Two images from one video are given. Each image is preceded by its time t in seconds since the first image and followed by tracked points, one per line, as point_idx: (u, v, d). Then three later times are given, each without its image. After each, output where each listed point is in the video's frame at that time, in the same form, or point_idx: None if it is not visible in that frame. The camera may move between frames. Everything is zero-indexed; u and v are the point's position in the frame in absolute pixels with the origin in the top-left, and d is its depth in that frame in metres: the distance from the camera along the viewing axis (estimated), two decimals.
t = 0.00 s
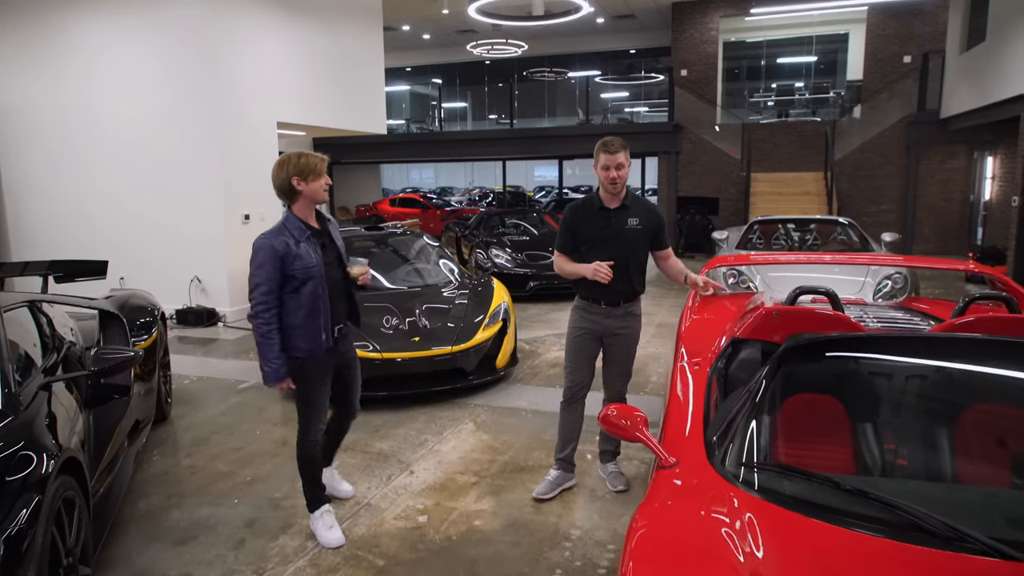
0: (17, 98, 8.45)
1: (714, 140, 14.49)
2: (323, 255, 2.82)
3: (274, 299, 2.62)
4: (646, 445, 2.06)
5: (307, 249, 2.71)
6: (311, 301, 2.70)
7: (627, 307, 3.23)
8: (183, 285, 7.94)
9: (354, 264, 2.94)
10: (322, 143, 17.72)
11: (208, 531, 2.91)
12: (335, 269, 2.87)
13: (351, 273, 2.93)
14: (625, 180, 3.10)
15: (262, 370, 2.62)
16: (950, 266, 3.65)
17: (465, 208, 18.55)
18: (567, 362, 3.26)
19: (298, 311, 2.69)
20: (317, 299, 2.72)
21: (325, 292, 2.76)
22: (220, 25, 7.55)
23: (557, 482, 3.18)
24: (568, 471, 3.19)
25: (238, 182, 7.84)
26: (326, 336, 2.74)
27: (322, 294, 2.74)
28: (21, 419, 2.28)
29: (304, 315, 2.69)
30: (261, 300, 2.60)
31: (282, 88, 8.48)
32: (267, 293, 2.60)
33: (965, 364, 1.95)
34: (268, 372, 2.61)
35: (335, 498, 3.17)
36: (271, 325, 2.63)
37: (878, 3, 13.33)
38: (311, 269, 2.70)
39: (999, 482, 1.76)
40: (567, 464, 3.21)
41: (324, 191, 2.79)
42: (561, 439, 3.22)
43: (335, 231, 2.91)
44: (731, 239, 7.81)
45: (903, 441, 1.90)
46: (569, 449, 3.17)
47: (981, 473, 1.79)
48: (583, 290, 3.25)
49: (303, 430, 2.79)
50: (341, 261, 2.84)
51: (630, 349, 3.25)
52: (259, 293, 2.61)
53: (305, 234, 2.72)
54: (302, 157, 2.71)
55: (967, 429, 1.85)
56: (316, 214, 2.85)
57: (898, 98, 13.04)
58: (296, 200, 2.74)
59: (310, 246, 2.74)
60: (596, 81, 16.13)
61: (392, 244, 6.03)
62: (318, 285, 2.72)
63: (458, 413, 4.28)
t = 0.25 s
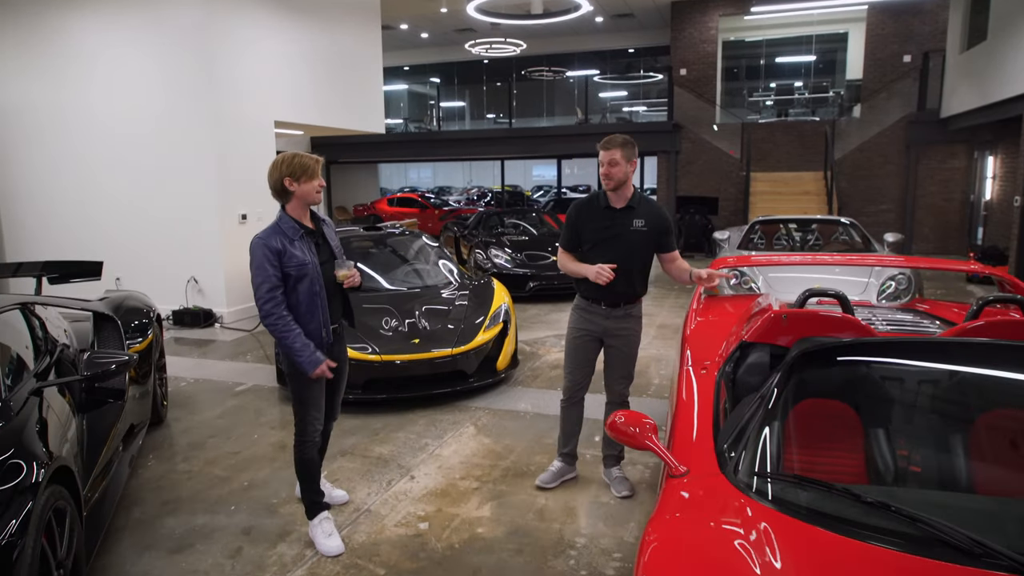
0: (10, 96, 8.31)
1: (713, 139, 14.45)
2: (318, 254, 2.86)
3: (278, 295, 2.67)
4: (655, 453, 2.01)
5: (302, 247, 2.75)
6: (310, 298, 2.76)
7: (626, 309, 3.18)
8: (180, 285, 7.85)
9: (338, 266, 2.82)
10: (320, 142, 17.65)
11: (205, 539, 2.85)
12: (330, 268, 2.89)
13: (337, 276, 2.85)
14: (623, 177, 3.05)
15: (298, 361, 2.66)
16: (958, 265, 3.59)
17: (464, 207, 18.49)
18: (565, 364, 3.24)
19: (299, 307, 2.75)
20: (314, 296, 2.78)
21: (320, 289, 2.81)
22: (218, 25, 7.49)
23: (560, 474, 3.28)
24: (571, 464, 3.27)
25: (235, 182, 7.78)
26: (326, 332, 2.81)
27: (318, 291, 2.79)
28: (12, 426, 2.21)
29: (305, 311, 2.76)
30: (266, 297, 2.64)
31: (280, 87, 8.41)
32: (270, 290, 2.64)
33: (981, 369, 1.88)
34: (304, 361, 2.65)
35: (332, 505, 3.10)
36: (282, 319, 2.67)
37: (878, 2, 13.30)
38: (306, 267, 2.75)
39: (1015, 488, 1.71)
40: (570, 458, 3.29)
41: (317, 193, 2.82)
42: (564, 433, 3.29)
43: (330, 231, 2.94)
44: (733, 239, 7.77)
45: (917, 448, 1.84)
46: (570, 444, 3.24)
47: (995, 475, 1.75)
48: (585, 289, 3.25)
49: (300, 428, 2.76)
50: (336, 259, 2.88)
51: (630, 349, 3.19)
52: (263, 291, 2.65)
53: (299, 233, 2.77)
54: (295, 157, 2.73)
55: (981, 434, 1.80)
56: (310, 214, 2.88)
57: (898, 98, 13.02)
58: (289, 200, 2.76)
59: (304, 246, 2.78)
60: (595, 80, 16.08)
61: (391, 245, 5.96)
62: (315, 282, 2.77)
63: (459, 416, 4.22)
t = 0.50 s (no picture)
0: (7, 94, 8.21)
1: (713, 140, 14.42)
2: (318, 255, 2.85)
3: (278, 293, 2.66)
4: (673, 462, 1.94)
5: (303, 248, 2.75)
6: (308, 297, 2.76)
7: (628, 313, 3.23)
8: (179, 287, 7.78)
9: (335, 271, 2.84)
10: (319, 143, 17.58)
11: (205, 548, 2.78)
12: (328, 270, 2.89)
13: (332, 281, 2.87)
14: (619, 175, 3.10)
15: (295, 357, 2.65)
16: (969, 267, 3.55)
17: (463, 208, 18.43)
18: (570, 365, 3.37)
19: (298, 306, 2.75)
20: (312, 296, 2.78)
21: (318, 289, 2.81)
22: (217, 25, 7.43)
23: (573, 457, 3.46)
24: (584, 448, 3.45)
25: (235, 183, 7.72)
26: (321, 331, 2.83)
27: (316, 291, 2.79)
28: (6, 433, 2.15)
29: (303, 310, 2.76)
30: (267, 295, 2.63)
31: (280, 87, 8.34)
32: (271, 288, 2.63)
33: (1003, 372, 1.79)
34: (301, 357, 2.64)
35: (336, 512, 3.04)
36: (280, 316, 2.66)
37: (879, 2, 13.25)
38: (306, 267, 2.74)
39: None
40: (583, 443, 3.47)
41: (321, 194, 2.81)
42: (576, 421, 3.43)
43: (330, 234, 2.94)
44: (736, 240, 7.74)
45: (936, 455, 1.79)
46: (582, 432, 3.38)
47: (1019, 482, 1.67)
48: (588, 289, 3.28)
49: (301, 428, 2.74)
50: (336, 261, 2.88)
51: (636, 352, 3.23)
52: (263, 289, 2.63)
53: (301, 234, 2.77)
54: (298, 159, 2.73)
55: (1002, 439, 1.73)
56: (312, 216, 2.88)
57: (899, 98, 13.02)
58: (293, 201, 2.77)
59: (305, 246, 2.78)
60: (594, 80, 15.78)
61: (392, 246, 5.90)
62: (314, 282, 2.77)
63: (463, 420, 4.16)
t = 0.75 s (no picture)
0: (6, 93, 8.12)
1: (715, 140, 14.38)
2: (323, 254, 2.81)
3: (274, 292, 2.64)
4: (697, 472, 1.88)
5: (307, 246, 2.72)
6: (307, 297, 2.72)
7: (629, 313, 3.15)
8: (178, 287, 7.71)
9: (340, 269, 2.80)
10: (318, 142, 17.50)
11: (210, 558, 2.72)
12: (333, 270, 2.85)
13: (337, 279, 2.83)
14: (616, 174, 3.07)
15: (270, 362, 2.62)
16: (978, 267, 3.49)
17: (463, 208, 18.37)
18: (579, 366, 3.31)
19: (296, 305, 2.71)
20: (313, 296, 2.74)
21: (320, 287, 2.76)
22: (217, 23, 7.36)
23: (588, 462, 3.41)
24: (599, 453, 3.41)
25: (236, 182, 7.64)
26: (320, 331, 2.76)
27: (317, 290, 2.75)
28: (6, 441, 2.07)
29: (301, 310, 2.71)
30: (262, 293, 2.61)
31: (281, 86, 8.27)
32: (267, 286, 2.61)
33: None
34: (275, 364, 2.61)
35: (343, 521, 2.98)
36: (271, 317, 2.64)
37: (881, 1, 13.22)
38: (308, 265, 2.71)
39: None
40: (599, 447, 3.43)
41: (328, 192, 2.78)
42: (589, 424, 3.40)
43: (335, 233, 2.90)
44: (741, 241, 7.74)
45: (963, 463, 1.73)
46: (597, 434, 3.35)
47: None
48: (590, 291, 3.25)
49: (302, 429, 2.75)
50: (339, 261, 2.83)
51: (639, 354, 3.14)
52: (260, 287, 2.62)
53: (306, 231, 2.73)
54: (305, 157, 2.72)
55: None
56: (318, 215, 2.85)
57: (901, 97, 13.12)
58: (300, 199, 2.74)
59: (310, 244, 2.75)
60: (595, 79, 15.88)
61: (395, 246, 5.83)
62: (314, 282, 2.73)
63: (470, 424, 4.09)
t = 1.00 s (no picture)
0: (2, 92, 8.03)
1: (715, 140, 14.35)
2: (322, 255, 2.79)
3: (276, 293, 2.62)
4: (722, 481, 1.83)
5: (306, 246, 2.70)
6: (308, 299, 2.69)
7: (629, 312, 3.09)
8: (176, 288, 7.62)
9: (341, 269, 2.79)
10: (316, 142, 17.42)
11: (215, 568, 2.65)
12: (333, 270, 2.82)
13: (337, 280, 2.82)
14: (611, 176, 3.04)
15: (276, 365, 2.62)
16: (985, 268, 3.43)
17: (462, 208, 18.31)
18: (586, 367, 3.25)
19: (297, 307, 2.68)
20: (313, 297, 2.71)
21: (320, 288, 2.74)
22: (216, 21, 7.28)
23: (600, 468, 3.35)
24: (611, 458, 3.35)
25: (235, 182, 7.56)
26: (322, 332, 2.74)
27: (318, 291, 2.72)
28: (5, 451, 2.00)
29: (303, 312, 2.68)
30: (263, 294, 2.59)
31: (281, 86, 8.20)
32: (268, 287, 2.59)
33: None
34: (281, 365, 2.61)
35: (351, 529, 2.91)
36: (275, 318, 2.63)
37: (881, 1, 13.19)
38: (307, 266, 2.68)
39: None
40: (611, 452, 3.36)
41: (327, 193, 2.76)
42: (601, 429, 3.34)
43: (333, 234, 2.87)
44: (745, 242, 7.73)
45: (990, 470, 1.68)
46: (608, 438, 3.29)
47: None
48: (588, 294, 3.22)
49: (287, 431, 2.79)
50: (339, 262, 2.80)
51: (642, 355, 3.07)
52: (260, 288, 2.60)
53: (305, 232, 2.71)
54: (304, 157, 2.69)
55: None
56: (316, 216, 2.83)
57: (900, 98, 13.11)
58: (298, 199, 2.71)
59: (309, 245, 2.72)
60: (593, 80, 15.70)
61: (396, 247, 5.76)
62: (314, 282, 2.70)
63: (476, 428, 4.03)
